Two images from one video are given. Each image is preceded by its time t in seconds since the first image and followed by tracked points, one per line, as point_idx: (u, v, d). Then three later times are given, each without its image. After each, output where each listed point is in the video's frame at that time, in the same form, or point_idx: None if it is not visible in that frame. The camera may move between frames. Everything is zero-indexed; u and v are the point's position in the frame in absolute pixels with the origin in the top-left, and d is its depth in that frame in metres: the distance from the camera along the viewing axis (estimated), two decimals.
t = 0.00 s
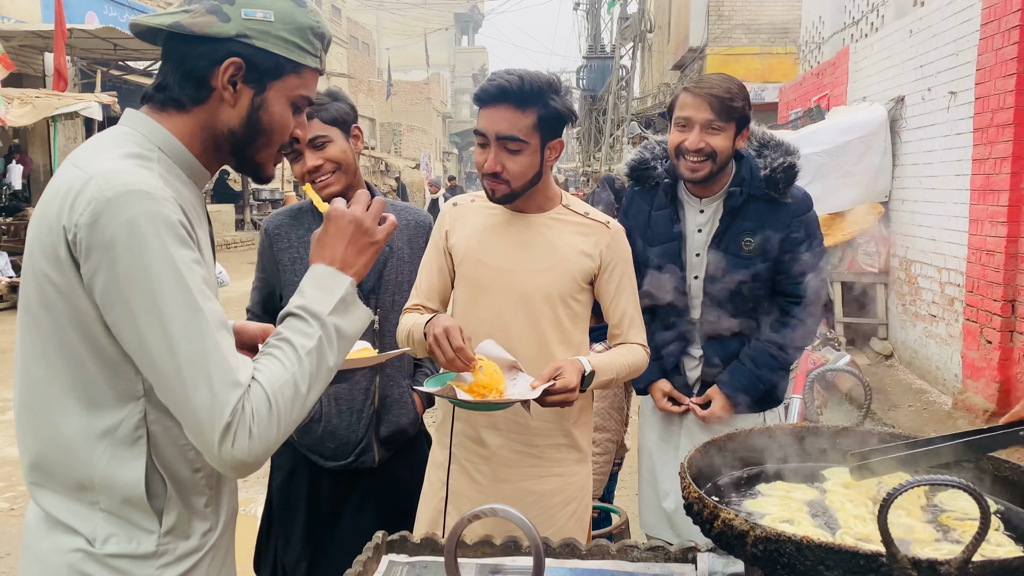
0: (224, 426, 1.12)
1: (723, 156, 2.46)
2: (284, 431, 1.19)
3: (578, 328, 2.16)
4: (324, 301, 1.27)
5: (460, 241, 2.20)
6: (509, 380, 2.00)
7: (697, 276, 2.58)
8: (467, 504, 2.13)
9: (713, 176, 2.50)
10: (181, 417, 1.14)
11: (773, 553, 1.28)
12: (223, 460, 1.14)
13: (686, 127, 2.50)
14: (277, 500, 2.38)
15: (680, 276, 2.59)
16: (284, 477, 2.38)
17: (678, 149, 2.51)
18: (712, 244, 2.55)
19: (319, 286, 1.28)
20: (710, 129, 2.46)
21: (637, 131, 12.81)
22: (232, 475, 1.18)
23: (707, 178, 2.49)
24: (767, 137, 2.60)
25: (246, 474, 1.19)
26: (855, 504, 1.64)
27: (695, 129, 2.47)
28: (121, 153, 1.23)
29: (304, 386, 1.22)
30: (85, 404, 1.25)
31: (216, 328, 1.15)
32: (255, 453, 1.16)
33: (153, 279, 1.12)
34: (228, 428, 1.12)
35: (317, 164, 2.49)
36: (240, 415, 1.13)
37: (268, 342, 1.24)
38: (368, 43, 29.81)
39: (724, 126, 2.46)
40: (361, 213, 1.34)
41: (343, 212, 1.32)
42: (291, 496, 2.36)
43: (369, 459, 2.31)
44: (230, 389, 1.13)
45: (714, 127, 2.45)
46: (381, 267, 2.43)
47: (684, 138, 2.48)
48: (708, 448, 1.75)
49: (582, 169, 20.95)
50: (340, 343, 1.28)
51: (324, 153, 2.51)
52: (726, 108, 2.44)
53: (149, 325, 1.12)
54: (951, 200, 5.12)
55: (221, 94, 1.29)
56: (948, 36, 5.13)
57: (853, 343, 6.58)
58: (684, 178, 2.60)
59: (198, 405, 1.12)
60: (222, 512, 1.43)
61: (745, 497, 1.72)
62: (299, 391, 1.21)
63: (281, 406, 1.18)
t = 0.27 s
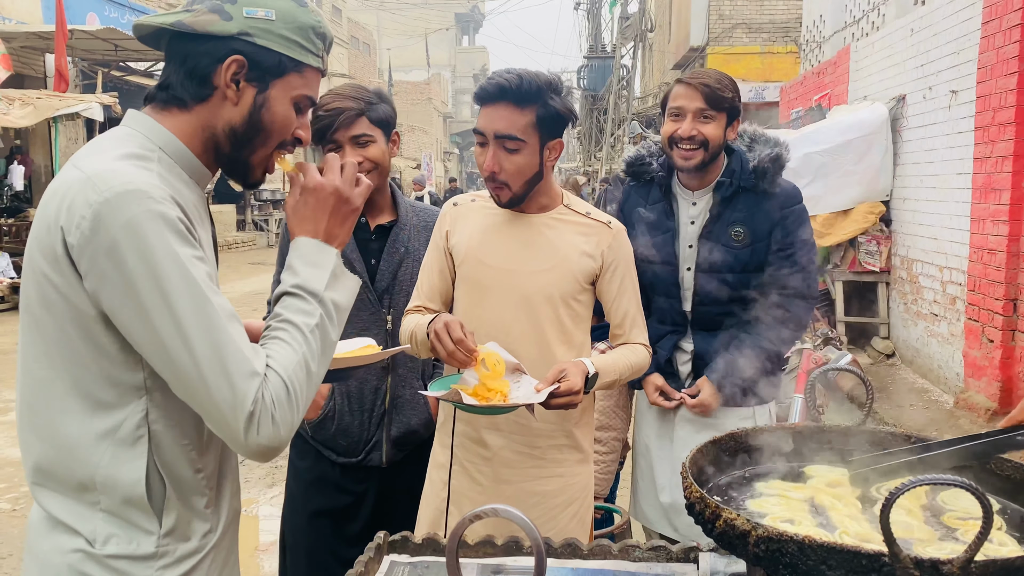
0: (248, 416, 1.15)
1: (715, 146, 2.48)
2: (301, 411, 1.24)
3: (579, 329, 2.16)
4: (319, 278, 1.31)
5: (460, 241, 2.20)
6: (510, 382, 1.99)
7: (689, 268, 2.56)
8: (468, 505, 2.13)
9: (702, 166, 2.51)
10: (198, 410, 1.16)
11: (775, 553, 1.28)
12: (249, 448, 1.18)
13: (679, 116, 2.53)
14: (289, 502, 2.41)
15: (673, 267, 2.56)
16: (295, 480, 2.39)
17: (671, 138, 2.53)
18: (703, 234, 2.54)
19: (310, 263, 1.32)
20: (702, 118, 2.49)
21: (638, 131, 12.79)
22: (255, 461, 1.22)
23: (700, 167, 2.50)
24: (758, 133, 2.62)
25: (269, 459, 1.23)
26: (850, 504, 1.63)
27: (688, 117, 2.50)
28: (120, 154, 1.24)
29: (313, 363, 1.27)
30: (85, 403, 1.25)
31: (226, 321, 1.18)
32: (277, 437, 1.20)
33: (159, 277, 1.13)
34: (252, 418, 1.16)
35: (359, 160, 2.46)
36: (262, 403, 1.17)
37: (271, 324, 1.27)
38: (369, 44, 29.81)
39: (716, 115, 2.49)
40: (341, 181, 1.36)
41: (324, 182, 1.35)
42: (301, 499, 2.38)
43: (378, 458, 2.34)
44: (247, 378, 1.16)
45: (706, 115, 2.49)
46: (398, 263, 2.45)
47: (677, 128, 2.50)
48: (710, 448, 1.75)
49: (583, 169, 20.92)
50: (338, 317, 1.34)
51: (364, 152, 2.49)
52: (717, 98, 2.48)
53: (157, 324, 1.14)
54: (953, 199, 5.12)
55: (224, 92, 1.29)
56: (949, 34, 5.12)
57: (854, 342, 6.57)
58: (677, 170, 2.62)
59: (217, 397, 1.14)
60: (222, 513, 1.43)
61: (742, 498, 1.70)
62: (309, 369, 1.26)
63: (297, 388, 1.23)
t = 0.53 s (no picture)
0: (262, 415, 1.17)
1: (719, 137, 2.49)
2: (310, 409, 1.27)
3: (581, 329, 2.16)
4: (323, 278, 1.33)
5: (460, 241, 2.19)
6: (514, 382, 1.99)
7: (691, 262, 2.58)
8: (470, 505, 2.13)
9: (709, 156, 2.51)
10: (208, 412, 1.17)
11: (776, 553, 1.27)
12: (262, 447, 1.20)
13: (684, 108, 2.55)
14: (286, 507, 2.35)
15: (675, 262, 2.57)
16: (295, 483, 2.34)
17: (675, 130, 2.54)
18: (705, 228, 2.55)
19: (314, 262, 1.33)
20: (707, 109, 2.51)
21: (639, 130, 12.78)
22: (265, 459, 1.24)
23: (704, 159, 2.50)
24: (763, 129, 2.59)
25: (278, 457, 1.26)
26: (847, 503, 1.63)
27: (693, 109, 2.51)
28: (121, 155, 1.23)
29: (320, 362, 1.30)
30: (86, 404, 1.25)
31: (235, 323, 1.18)
32: (289, 435, 1.23)
33: (167, 280, 1.13)
34: (265, 417, 1.18)
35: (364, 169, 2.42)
36: (274, 402, 1.19)
37: (276, 323, 1.28)
38: (369, 43, 29.80)
39: (720, 107, 2.51)
40: (356, 186, 1.39)
41: (342, 185, 1.36)
42: (302, 504, 2.33)
43: (381, 459, 2.33)
44: (259, 380, 1.17)
45: (710, 107, 2.50)
46: (391, 260, 2.44)
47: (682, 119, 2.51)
48: (712, 447, 1.74)
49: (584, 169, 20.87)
50: (341, 316, 1.36)
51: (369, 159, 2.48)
52: (722, 90, 2.50)
53: (165, 327, 1.14)
54: (954, 197, 5.11)
55: (218, 84, 1.29)
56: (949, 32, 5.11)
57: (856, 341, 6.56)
58: (681, 164, 2.64)
59: (229, 399, 1.15)
60: (223, 515, 1.42)
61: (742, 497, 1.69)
62: (316, 368, 1.29)
63: (306, 386, 1.25)
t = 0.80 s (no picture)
0: (271, 408, 1.17)
1: (729, 135, 2.47)
2: (317, 401, 1.27)
3: (582, 327, 2.15)
4: (324, 270, 1.33)
5: (461, 240, 2.18)
6: (517, 379, 1.98)
7: (700, 261, 2.57)
8: (470, 504, 2.12)
9: (718, 152, 2.49)
10: (216, 408, 1.17)
11: (779, 553, 1.26)
12: (272, 441, 1.20)
13: (695, 103, 2.52)
14: (279, 514, 2.31)
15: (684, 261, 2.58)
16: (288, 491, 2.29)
17: (685, 125, 2.53)
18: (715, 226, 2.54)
19: (315, 255, 1.33)
20: (717, 105, 2.48)
21: (640, 128, 12.75)
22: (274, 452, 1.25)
23: (714, 155, 2.48)
24: (773, 125, 2.59)
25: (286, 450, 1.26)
26: (850, 502, 1.62)
27: (704, 104, 2.48)
28: (118, 152, 1.22)
29: (324, 354, 1.30)
30: (84, 404, 1.24)
31: (239, 317, 1.18)
32: (298, 427, 1.23)
33: (170, 277, 1.13)
34: (274, 410, 1.18)
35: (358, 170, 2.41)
36: (283, 395, 1.19)
37: (279, 317, 1.28)
38: (369, 42, 29.77)
39: (732, 103, 2.47)
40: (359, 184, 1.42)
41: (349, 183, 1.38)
42: (295, 511, 2.29)
43: (375, 461, 2.32)
44: (267, 374, 1.17)
45: (721, 103, 2.47)
46: (376, 259, 2.43)
47: (694, 115, 2.49)
48: (714, 446, 1.73)
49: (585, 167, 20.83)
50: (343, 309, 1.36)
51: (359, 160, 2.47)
52: (735, 85, 2.46)
53: (168, 324, 1.13)
54: (955, 194, 5.10)
55: (208, 72, 1.28)
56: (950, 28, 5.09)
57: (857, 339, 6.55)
58: (690, 160, 2.62)
59: (238, 395, 1.15)
60: (222, 515, 1.41)
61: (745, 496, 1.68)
62: (321, 360, 1.29)
63: (312, 378, 1.26)
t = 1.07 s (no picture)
0: (271, 407, 1.17)
1: (747, 139, 2.45)
2: (318, 400, 1.27)
3: (583, 325, 2.14)
4: (322, 269, 1.32)
5: (460, 237, 2.16)
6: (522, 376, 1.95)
7: (715, 264, 2.56)
8: (471, 504, 2.11)
9: (734, 156, 2.47)
10: (215, 407, 1.16)
11: (782, 554, 1.26)
12: (272, 440, 1.19)
13: (711, 104, 2.48)
14: (276, 515, 2.33)
15: (700, 264, 2.56)
16: (284, 494, 2.31)
17: (701, 127, 2.50)
18: (733, 229, 2.54)
19: (313, 253, 1.32)
20: (734, 107, 2.44)
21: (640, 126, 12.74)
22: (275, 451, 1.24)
23: (730, 158, 2.47)
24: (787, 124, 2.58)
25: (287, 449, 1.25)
26: (853, 502, 1.61)
27: (720, 106, 2.45)
28: (114, 150, 1.21)
29: (325, 352, 1.29)
30: (82, 404, 1.23)
31: (238, 315, 1.17)
32: (299, 425, 1.22)
33: (167, 274, 1.12)
34: (274, 409, 1.17)
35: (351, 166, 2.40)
36: (283, 392, 1.19)
37: (278, 316, 1.27)
38: (369, 41, 29.74)
39: (749, 106, 2.44)
40: (353, 179, 1.39)
41: (340, 177, 1.36)
42: (292, 513, 2.31)
43: (371, 463, 2.32)
44: (266, 372, 1.16)
45: (739, 106, 2.44)
46: (372, 260, 2.41)
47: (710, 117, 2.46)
48: (716, 445, 1.72)
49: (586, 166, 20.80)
50: (342, 308, 1.35)
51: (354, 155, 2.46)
52: (753, 88, 2.42)
53: (166, 322, 1.12)
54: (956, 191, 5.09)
55: (203, 71, 1.27)
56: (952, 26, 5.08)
57: (858, 337, 6.54)
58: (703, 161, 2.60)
59: (236, 393, 1.14)
60: (221, 516, 1.40)
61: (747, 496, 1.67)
62: (321, 358, 1.28)
63: (312, 376, 1.25)
